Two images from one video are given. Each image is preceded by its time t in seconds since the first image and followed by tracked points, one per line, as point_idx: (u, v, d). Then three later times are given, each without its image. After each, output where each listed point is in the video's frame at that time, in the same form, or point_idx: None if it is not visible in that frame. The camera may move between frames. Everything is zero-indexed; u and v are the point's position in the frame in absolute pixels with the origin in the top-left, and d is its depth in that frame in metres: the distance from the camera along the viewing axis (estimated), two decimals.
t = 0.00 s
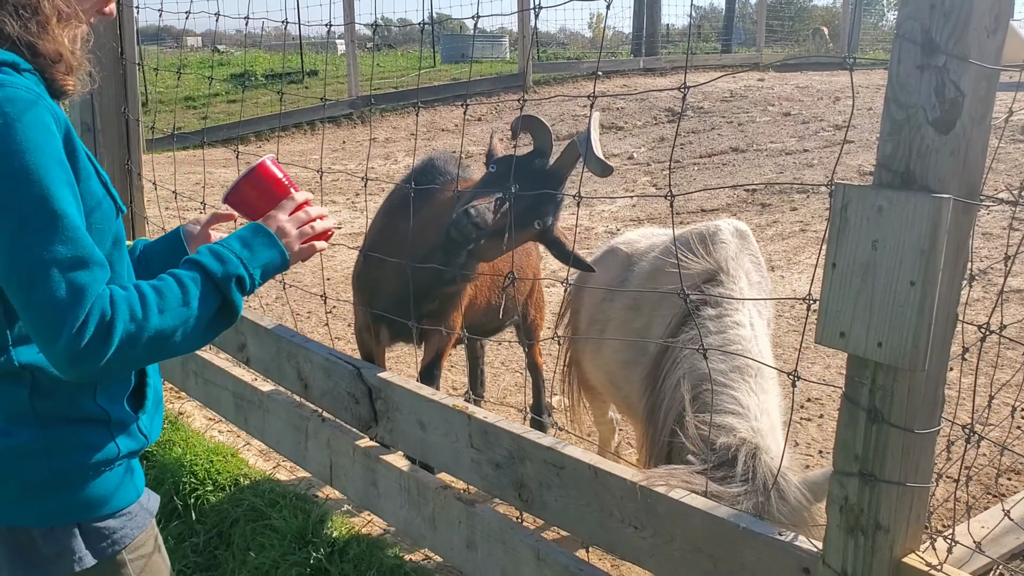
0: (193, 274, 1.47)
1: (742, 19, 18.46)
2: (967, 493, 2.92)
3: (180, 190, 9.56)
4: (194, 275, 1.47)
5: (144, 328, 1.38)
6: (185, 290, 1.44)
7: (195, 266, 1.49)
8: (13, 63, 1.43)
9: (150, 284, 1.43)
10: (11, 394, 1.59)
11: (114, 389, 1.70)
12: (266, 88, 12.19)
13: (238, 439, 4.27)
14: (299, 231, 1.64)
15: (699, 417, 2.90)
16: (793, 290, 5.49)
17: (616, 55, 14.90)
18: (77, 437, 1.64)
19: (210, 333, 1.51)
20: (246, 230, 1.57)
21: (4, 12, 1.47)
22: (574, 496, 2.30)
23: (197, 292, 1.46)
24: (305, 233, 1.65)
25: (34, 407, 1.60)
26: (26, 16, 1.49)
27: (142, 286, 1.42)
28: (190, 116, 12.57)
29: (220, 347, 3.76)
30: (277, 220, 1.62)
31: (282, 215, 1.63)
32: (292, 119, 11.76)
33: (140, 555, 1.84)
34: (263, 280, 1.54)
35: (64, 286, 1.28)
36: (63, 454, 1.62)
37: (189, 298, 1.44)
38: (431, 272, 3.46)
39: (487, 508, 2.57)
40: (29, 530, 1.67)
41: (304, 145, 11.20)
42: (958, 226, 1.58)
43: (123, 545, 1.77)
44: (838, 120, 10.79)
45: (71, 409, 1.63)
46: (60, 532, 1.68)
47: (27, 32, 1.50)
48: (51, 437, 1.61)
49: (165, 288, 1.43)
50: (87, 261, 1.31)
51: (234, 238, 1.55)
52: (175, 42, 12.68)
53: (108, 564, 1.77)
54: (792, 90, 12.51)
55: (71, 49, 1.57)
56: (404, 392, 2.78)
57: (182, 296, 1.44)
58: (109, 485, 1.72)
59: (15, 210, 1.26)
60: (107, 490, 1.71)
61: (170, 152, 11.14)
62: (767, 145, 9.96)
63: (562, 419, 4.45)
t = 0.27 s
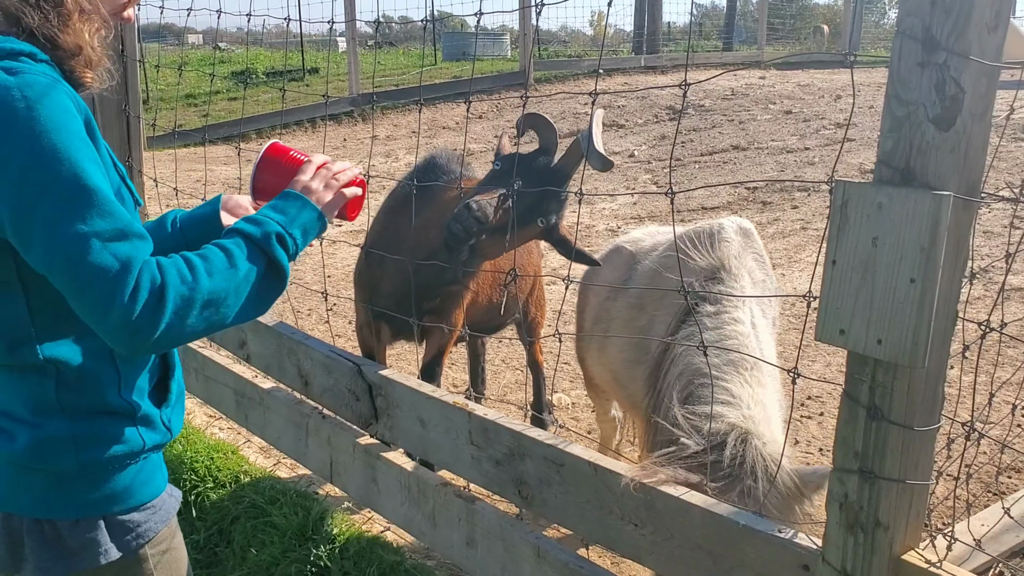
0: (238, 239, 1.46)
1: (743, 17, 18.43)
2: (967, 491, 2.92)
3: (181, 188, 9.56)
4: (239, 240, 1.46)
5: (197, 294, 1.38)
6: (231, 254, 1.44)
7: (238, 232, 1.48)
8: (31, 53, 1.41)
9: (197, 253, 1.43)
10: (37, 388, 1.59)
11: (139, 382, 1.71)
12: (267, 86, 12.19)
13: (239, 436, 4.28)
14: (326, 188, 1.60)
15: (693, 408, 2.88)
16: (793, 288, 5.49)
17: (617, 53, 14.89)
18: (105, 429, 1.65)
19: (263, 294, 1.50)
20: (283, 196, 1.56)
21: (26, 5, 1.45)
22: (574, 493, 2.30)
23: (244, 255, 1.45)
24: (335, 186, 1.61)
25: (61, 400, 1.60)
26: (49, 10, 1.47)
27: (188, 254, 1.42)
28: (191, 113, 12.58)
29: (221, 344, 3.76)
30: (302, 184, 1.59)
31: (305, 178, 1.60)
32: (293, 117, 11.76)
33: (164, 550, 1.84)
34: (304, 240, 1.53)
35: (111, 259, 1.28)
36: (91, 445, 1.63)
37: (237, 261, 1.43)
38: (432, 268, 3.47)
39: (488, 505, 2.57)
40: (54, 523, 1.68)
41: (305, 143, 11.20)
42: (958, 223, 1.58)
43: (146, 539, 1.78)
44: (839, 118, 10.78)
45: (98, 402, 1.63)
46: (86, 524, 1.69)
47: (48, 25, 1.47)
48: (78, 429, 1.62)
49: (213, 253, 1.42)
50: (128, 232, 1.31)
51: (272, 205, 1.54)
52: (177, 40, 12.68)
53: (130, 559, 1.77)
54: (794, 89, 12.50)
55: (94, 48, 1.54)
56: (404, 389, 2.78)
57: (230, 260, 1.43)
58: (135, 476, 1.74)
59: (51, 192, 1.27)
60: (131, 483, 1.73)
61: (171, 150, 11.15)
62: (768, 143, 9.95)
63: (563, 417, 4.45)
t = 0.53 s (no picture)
0: (245, 224, 1.48)
1: (744, 16, 18.43)
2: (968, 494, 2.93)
3: (183, 188, 9.58)
4: (246, 224, 1.47)
5: (207, 275, 1.38)
6: (239, 238, 1.44)
7: (245, 218, 1.49)
8: (36, 52, 1.41)
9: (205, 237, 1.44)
10: (51, 388, 1.59)
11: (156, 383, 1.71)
12: (269, 87, 12.20)
13: (240, 437, 4.29)
14: (326, 175, 1.62)
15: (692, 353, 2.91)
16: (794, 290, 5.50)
17: (618, 54, 14.89)
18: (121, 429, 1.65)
19: (274, 279, 1.50)
20: (286, 184, 1.57)
21: (45, 10, 1.44)
22: (576, 496, 2.31)
23: (252, 237, 1.46)
24: (336, 175, 1.63)
25: (78, 400, 1.61)
26: (70, 19, 1.46)
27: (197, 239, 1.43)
28: (193, 114, 12.60)
29: (223, 346, 3.77)
30: (303, 172, 1.61)
31: (305, 168, 1.63)
32: (295, 117, 11.77)
33: (182, 552, 1.84)
34: (310, 224, 1.55)
35: (118, 241, 1.29)
36: (108, 445, 1.64)
37: (246, 243, 1.44)
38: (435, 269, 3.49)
39: (489, 508, 2.57)
40: (73, 524, 1.69)
41: (306, 143, 11.21)
42: (958, 227, 1.59)
43: (164, 541, 1.78)
44: (840, 119, 10.78)
45: (114, 402, 1.64)
46: (104, 526, 1.70)
47: (65, 33, 1.46)
48: (95, 430, 1.63)
49: (221, 237, 1.43)
50: (134, 216, 1.32)
51: (277, 192, 1.55)
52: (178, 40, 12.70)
53: (148, 560, 1.77)
54: (795, 89, 12.50)
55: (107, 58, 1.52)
56: (405, 392, 2.79)
57: (239, 243, 1.44)
58: (153, 479, 1.74)
59: (57, 178, 1.28)
60: (148, 486, 1.73)
61: (173, 151, 11.17)
62: (769, 144, 9.95)
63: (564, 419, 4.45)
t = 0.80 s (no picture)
0: (249, 208, 1.49)
1: (746, 16, 18.43)
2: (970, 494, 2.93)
3: (184, 188, 9.59)
4: (250, 209, 1.48)
5: (213, 258, 1.39)
6: (244, 221, 1.46)
7: (248, 203, 1.50)
8: (35, 48, 1.41)
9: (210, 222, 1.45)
10: (58, 384, 1.60)
11: (162, 378, 1.72)
12: (270, 87, 12.21)
13: (241, 437, 4.29)
14: (331, 151, 1.61)
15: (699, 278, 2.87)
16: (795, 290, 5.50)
17: (619, 54, 14.89)
18: (129, 424, 1.66)
19: (279, 262, 1.51)
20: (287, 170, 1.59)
21: (48, 12, 1.45)
22: (577, 496, 2.31)
23: (257, 221, 1.47)
24: (340, 148, 1.62)
25: (85, 396, 1.61)
26: (73, 23, 1.47)
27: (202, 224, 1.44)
28: (194, 114, 12.61)
29: (224, 346, 3.77)
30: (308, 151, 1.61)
31: (310, 145, 1.62)
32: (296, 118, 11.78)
33: (190, 549, 1.84)
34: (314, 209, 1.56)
35: (124, 226, 1.30)
36: (117, 441, 1.64)
37: (251, 226, 1.45)
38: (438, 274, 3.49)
39: (490, 508, 2.57)
40: (83, 521, 1.69)
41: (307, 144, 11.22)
42: (959, 228, 1.59)
43: (173, 538, 1.79)
44: (841, 119, 10.78)
45: (121, 398, 1.64)
46: (114, 523, 1.70)
47: (69, 35, 1.46)
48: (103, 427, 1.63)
49: (225, 221, 1.45)
50: (138, 202, 1.32)
51: (279, 178, 1.57)
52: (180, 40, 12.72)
53: (157, 558, 1.77)
54: (796, 89, 12.50)
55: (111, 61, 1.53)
56: (406, 391, 2.79)
57: (244, 226, 1.45)
58: (162, 476, 1.75)
59: (61, 165, 1.28)
60: (157, 482, 1.74)
61: (174, 151, 11.19)
62: (770, 143, 9.95)
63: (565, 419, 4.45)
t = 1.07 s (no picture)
0: (245, 196, 1.49)
1: (747, 15, 18.43)
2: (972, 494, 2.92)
3: (185, 188, 9.60)
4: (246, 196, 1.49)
5: (210, 240, 1.39)
6: (240, 208, 1.46)
7: (245, 192, 1.51)
8: (28, 46, 1.41)
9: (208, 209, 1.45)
10: (58, 380, 1.60)
11: (162, 373, 1.72)
12: (271, 87, 12.21)
13: (242, 437, 4.29)
14: (317, 146, 1.65)
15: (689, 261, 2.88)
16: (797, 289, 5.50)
17: (620, 53, 14.89)
18: (128, 419, 1.65)
19: (275, 250, 1.51)
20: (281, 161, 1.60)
21: (40, 16, 1.45)
22: (578, 496, 2.31)
23: (253, 208, 1.48)
24: (326, 147, 1.65)
25: (85, 393, 1.61)
26: (65, 27, 1.46)
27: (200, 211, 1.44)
28: (195, 114, 12.62)
29: (225, 346, 3.77)
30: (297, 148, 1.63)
31: (297, 142, 1.65)
32: (296, 118, 11.79)
33: (195, 544, 1.84)
34: (309, 197, 1.57)
35: (120, 208, 1.30)
36: (117, 437, 1.64)
37: (248, 212, 1.46)
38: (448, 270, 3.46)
39: (491, 508, 2.57)
40: (87, 519, 1.69)
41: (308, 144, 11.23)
42: (961, 227, 1.58)
43: (176, 534, 1.78)
44: (843, 118, 10.77)
45: (121, 393, 1.64)
46: (117, 520, 1.70)
47: (62, 38, 1.45)
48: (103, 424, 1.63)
49: (222, 207, 1.45)
50: (134, 184, 1.34)
51: (274, 170, 1.57)
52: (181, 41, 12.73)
53: (162, 552, 1.78)
54: (797, 89, 12.49)
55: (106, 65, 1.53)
56: (407, 391, 2.79)
57: (241, 212, 1.45)
58: (164, 472, 1.74)
59: (57, 153, 1.29)
60: (159, 479, 1.73)
61: (175, 151, 11.20)
62: (772, 143, 9.95)
63: (566, 419, 4.45)
